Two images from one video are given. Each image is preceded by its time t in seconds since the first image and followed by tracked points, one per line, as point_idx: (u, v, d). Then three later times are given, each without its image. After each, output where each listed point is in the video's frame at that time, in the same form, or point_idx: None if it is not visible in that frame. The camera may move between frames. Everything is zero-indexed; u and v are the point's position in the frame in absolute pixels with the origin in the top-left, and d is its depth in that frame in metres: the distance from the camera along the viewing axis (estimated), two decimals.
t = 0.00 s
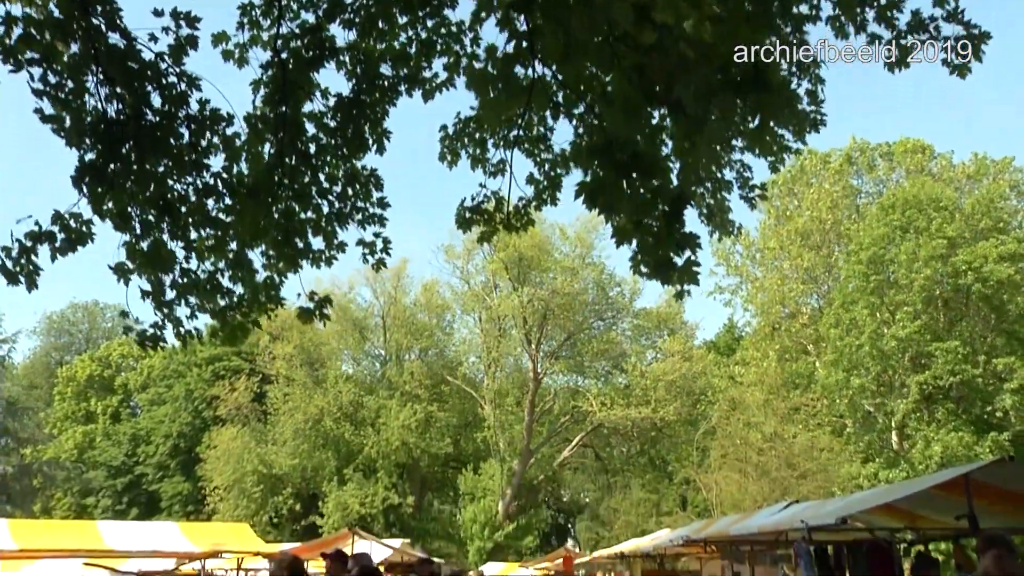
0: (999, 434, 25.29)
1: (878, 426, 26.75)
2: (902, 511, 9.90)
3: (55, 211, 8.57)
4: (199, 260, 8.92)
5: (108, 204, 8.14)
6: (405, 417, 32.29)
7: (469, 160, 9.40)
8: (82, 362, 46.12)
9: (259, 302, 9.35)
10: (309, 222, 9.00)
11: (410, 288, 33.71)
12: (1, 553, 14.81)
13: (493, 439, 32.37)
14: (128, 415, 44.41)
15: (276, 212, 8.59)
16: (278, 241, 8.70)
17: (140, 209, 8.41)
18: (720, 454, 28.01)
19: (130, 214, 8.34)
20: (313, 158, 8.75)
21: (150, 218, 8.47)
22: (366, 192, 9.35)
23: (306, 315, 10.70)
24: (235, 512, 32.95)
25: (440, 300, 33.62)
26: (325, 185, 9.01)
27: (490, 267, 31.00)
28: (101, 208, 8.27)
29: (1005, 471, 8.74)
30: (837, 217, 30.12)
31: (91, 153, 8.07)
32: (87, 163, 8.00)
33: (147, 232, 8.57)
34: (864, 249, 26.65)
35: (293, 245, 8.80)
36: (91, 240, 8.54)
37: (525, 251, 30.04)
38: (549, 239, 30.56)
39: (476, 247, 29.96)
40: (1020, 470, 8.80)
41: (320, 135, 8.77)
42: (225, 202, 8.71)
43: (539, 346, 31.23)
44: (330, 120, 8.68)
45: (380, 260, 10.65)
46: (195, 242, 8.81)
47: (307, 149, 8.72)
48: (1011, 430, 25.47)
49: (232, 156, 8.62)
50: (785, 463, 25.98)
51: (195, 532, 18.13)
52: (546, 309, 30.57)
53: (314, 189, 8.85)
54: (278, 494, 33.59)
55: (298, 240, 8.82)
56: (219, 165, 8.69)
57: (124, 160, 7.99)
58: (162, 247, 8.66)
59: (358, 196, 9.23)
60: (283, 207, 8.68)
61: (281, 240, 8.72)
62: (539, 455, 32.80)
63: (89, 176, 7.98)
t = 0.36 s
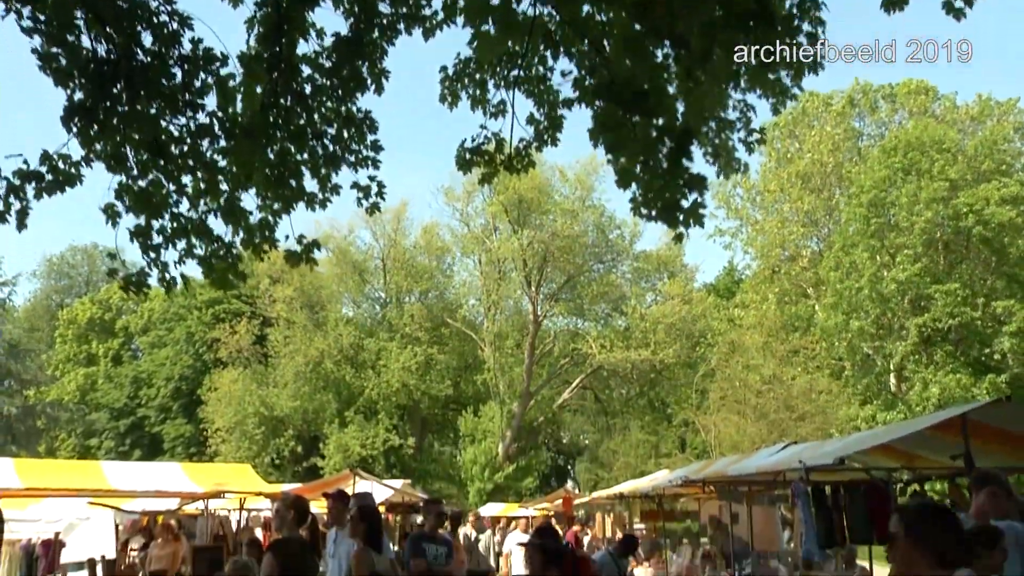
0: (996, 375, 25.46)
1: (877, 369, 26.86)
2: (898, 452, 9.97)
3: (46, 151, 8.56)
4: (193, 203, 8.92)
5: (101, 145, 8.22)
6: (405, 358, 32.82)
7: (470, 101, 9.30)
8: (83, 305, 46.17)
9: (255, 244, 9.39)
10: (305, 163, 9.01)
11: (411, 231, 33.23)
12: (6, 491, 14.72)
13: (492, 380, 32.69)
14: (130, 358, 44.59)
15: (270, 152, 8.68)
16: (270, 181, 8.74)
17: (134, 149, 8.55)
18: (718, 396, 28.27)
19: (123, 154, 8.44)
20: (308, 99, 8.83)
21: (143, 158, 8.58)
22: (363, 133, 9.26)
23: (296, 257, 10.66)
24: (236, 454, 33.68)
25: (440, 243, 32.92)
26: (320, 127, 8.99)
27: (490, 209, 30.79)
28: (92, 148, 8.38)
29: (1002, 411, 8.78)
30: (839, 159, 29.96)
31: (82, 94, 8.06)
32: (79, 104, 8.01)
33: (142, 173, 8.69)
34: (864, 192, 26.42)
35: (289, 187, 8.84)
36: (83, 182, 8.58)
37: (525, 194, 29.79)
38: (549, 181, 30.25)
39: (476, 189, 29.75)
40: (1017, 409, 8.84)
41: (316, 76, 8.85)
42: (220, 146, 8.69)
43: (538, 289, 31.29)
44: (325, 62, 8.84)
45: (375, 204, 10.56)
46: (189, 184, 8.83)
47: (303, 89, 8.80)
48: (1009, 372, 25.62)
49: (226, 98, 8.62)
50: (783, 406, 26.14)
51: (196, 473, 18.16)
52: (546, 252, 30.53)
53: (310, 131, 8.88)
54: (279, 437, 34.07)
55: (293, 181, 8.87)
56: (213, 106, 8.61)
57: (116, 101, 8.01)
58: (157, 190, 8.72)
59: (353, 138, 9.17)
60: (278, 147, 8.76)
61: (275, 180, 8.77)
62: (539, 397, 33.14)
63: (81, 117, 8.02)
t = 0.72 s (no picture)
0: (994, 318, 25.53)
1: (876, 312, 26.88)
2: (897, 393, 9.89)
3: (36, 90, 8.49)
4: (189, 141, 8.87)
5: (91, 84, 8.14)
6: (405, 302, 32.90)
7: (470, 39, 9.19)
8: (82, 248, 46.07)
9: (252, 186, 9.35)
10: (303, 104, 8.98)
11: (411, 173, 33.14)
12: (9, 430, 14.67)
13: (492, 323, 32.86)
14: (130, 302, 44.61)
15: (268, 94, 8.69)
16: (268, 120, 8.69)
17: (125, 90, 8.49)
18: (718, 338, 28.37)
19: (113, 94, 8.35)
20: (306, 39, 8.84)
21: (133, 99, 8.52)
22: (360, 74, 9.25)
23: (290, 199, 10.66)
24: (238, 396, 33.90)
25: (440, 186, 32.81)
26: (316, 68, 8.99)
27: (490, 151, 30.59)
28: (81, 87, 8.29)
29: (1001, 353, 8.77)
30: (840, 102, 29.71)
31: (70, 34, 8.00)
32: (67, 43, 7.97)
33: (134, 113, 8.62)
34: (866, 133, 26.13)
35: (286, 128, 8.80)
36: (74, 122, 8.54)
37: (524, 134, 29.63)
38: (549, 123, 30.10)
39: (475, 131, 29.49)
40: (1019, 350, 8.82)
41: (315, 16, 8.85)
42: (211, 86, 8.68)
43: (538, 232, 31.21)
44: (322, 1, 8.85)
45: (373, 145, 10.52)
46: (176, 126, 8.79)
47: (301, 30, 8.79)
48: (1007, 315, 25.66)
49: (219, 39, 8.62)
50: (782, 348, 26.18)
51: (197, 414, 18.08)
52: (546, 194, 30.40)
53: (307, 72, 8.88)
54: (280, 379, 34.34)
55: (291, 121, 8.82)
56: (206, 47, 8.64)
57: (104, 41, 7.96)
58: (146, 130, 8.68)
59: (349, 80, 9.15)
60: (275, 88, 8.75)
61: (272, 120, 8.71)
62: (539, 340, 33.30)
63: (70, 54, 7.98)
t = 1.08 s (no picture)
0: (995, 266, 25.51)
1: (876, 261, 26.88)
2: (895, 339, 9.31)
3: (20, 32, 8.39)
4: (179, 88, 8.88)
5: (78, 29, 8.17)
6: (405, 250, 32.88)
7: None
8: (80, 196, 45.91)
9: (254, 131, 9.18)
10: (302, 48, 8.87)
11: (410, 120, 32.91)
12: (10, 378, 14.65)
13: (492, 271, 32.78)
14: (129, 250, 44.54)
15: (265, 37, 8.59)
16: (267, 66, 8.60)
17: (112, 33, 8.34)
18: (717, 286, 28.39)
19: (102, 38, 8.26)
20: None
21: (122, 44, 8.37)
22: (360, 18, 9.15)
23: (295, 144, 10.60)
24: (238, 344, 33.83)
25: (439, 134, 32.63)
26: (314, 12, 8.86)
27: (489, 98, 30.33)
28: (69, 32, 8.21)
29: (1000, 299, 8.81)
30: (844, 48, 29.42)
31: None
32: None
33: (118, 59, 8.43)
34: (868, 80, 25.82)
35: (283, 72, 8.72)
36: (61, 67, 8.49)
37: (523, 81, 29.36)
38: (549, 70, 29.80)
39: (475, 78, 29.24)
40: (1013, 296, 8.84)
41: None
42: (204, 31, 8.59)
43: (538, 179, 31.08)
44: None
45: (375, 88, 10.38)
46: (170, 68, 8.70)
47: None
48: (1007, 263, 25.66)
49: None
50: (782, 296, 26.19)
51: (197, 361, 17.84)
52: (546, 141, 30.28)
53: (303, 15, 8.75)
54: (280, 327, 34.52)
55: (290, 65, 8.76)
56: None
57: None
58: (136, 75, 8.46)
59: (349, 23, 9.07)
60: (272, 32, 8.64)
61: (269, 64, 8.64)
62: (539, 288, 33.35)
63: None
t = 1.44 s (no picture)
0: (996, 218, 25.48)
1: (876, 212, 26.79)
2: (894, 290, 9.51)
3: None
4: (169, 35, 8.80)
5: None
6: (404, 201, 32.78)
7: None
8: (78, 147, 45.69)
9: (251, 80, 9.17)
10: None
11: (408, 70, 32.66)
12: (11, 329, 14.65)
13: (492, 222, 32.64)
14: (128, 201, 44.37)
15: None
16: (261, 14, 8.54)
17: None
18: (718, 238, 28.39)
19: None
20: None
21: None
22: None
23: (296, 91, 10.54)
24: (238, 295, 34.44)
25: (438, 84, 32.40)
26: None
27: (489, 49, 30.04)
28: None
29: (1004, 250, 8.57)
30: None
31: None
32: None
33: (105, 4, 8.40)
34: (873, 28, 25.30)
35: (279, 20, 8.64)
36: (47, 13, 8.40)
37: (523, 30, 29.26)
38: (548, 20, 29.61)
39: (475, 28, 28.96)
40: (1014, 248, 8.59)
41: None
42: None
43: (538, 129, 30.91)
44: None
45: (374, 36, 10.30)
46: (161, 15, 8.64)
47: None
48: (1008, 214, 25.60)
49: None
50: (782, 247, 26.19)
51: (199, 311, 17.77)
52: (546, 92, 30.05)
53: None
54: (280, 279, 34.62)
55: (286, 13, 8.69)
56: None
57: None
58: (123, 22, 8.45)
59: None
60: None
61: (266, 13, 8.57)
62: (538, 239, 33.24)
63: None
